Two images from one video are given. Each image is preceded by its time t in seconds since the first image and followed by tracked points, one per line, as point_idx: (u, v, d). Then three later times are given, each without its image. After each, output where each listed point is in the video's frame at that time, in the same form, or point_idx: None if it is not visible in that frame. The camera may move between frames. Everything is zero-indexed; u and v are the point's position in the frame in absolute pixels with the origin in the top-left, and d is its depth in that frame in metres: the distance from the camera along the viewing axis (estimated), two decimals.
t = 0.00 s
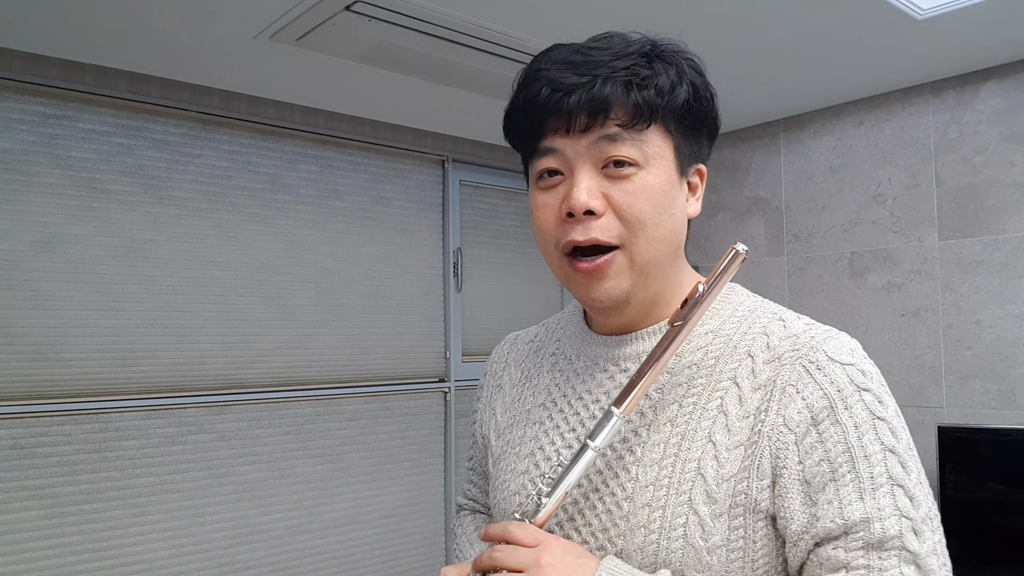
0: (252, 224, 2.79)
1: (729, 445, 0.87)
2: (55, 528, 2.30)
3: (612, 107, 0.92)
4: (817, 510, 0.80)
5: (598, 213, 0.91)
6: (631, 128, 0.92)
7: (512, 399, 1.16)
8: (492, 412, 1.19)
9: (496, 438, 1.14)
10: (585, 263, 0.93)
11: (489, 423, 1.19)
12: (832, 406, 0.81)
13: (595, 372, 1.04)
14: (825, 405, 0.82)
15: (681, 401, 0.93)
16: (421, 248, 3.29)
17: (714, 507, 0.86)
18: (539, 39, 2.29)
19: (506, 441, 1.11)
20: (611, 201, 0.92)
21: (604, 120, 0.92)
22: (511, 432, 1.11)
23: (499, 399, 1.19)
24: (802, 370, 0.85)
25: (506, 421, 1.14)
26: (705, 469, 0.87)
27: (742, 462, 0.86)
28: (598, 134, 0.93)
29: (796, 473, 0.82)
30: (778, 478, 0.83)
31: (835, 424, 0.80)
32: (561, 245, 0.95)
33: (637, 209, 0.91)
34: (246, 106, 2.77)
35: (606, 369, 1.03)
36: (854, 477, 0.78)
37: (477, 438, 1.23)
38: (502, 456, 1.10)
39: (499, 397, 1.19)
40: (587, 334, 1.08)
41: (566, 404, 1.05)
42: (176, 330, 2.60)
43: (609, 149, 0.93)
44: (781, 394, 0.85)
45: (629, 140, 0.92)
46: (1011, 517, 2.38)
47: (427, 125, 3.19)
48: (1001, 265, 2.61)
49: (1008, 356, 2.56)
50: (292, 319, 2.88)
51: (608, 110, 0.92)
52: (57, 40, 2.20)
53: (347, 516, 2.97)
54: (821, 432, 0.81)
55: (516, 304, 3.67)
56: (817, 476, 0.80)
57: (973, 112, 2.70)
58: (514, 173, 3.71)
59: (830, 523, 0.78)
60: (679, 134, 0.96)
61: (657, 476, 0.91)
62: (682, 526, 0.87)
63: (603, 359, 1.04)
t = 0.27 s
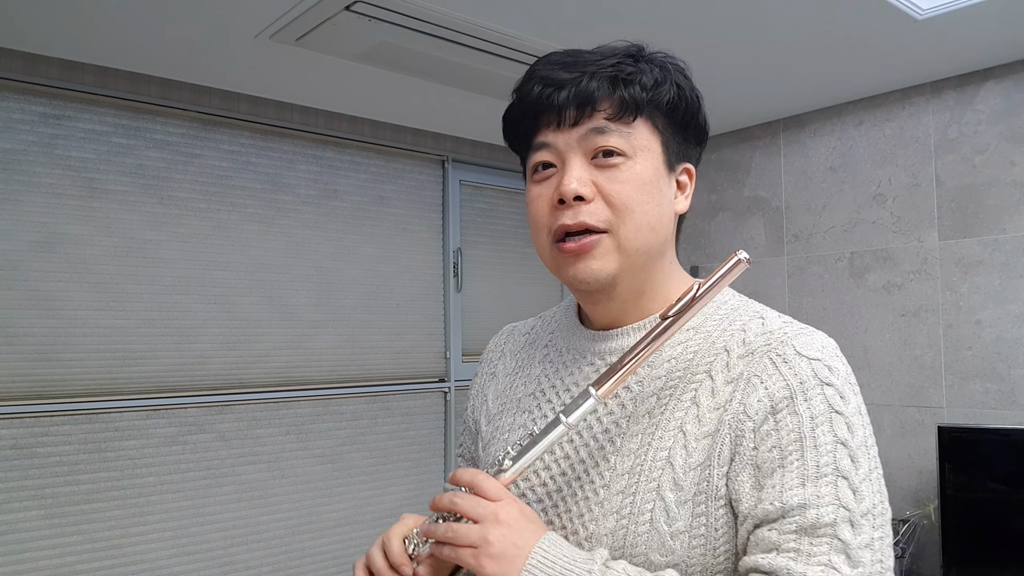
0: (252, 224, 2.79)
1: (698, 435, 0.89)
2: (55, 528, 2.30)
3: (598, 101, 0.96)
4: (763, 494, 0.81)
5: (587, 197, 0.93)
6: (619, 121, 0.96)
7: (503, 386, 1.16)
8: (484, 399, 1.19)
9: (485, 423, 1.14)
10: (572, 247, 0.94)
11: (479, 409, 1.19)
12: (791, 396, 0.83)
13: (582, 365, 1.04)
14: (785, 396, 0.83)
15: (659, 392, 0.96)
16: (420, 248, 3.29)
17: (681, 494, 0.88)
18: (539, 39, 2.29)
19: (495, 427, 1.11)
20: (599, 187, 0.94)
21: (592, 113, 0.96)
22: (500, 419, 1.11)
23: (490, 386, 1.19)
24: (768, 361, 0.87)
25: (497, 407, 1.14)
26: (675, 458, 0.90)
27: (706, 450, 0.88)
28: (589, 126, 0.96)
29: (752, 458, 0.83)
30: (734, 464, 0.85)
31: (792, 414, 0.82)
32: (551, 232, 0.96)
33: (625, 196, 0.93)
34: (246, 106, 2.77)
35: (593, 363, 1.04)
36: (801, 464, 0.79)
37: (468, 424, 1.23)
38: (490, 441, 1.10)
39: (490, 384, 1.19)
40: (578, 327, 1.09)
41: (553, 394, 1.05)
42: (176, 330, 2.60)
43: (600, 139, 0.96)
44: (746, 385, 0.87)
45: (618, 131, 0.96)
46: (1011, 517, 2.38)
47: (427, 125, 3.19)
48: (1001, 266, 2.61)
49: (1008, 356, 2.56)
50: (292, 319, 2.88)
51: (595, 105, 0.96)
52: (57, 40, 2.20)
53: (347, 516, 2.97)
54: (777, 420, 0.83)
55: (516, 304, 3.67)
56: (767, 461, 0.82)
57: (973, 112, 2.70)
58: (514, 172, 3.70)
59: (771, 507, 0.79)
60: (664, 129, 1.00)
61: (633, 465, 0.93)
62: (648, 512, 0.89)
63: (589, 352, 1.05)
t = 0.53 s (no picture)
0: (252, 224, 2.79)
1: (666, 434, 0.90)
2: (55, 528, 2.30)
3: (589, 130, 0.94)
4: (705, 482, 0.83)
5: (580, 223, 0.93)
6: (608, 147, 0.95)
7: (488, 386, 1.15)
8: (468, 398, 1.17)
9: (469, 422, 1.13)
10: (566, 271, 0.93)
11: (463, 408, 1.17)
12: (749, 397, 0.84)
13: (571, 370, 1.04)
14: (743, 397, 0.85)
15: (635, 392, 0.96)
16: (420, 248, 3.29)
17: (653, 489, 0.88)
18: (538, 39, 2.29)
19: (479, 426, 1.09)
20: (592, 212, 0.93)
21: (582, 141, 0.95)
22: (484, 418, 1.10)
23: (475, 385, 1.18)
24: (731, 366, 0.88)
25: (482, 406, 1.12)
26: (646, 455, 0.90)
27: (669, 445, 0.89)
28: (579, 151, 0.95)
29: (705, 451, 0.85)
30: (689, 457, 0.87)
31: (745, 413, 0.84)
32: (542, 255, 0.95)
33: (617, 222, 0.93)
34: (246, 106, 2.77)
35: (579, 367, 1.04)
36: (742, 457, 0.81)
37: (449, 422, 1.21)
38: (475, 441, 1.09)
39: (474, 384, 1.18)
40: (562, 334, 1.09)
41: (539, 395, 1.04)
42: (176, 330, 2.60)
43: (590, 164, 0.95)
44: (709, 386, 0.88)
45: (608, 157, 0.95)
46: (1011, 517, 2.38)
47: (427, 125, 3.19)
48: (1002, 265, 2.61)
49: (1008, 356, 2.56)
50: (292, 319, 2.88)
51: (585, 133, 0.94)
52: (57, 40, 2.20)
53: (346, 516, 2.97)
54: (730, 418, 0.85)
55: (516, 304, 3.67)
56: (714, 452, 0.83)
57: (973, 112, 2.70)
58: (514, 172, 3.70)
59: (707, 493, 0.81)
60: (650, 155, 0.99)
61: (611, 464, 0.93)
62: (625, 506, 0.90)
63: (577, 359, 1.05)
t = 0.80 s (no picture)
0: (252, 224, 2.79)
1: (649, 412, 0.92)
2: (55, 528, 2.30)
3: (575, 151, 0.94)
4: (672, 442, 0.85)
5: (580, 240, 0.93)
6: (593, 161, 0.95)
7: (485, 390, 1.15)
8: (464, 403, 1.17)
9: (467, 424, 1.11)
10: (573, 286, 0.95)
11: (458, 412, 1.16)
12: (725, 368, 0.87)
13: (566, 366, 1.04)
14: (720, 368, 0.87)
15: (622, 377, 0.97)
16: (420, 248, 3.29)
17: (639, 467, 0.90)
18: (539, 40, 2.29)
19: (478, 428, 1.09)
20: (588, 226, 0.94)
21: (570, 161, 0.95)
22: (482, 420, 1.09)
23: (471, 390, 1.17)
24: (713, 347, 0.90)
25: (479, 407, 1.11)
26: (631, 435, 0.92)
27: (652, 422, 0.91)
28: (566, 171, 0.95)
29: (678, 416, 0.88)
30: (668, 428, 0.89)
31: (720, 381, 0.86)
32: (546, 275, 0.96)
33: (614, 232, 0.95)
34: (246, 106, 2.77)
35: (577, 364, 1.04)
36: (710, 416, 0.83)
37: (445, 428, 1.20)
38: (473, 445, 1.09)
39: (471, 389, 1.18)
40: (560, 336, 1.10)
41: (538, 395, 1.04)
42: (176, 330, 2.60)
43: (579, 181, 0.95)
44: (689, 363, 0.91)
45: (595, 171, 0.95)
46: (1011, 517, 2.38)
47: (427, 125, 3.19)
48: (1002, 265, 2.61)
49: (1008, 356, 2.56)
50: (292, 319, 2.88)
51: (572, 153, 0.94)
52: (57, 40, 2.20)
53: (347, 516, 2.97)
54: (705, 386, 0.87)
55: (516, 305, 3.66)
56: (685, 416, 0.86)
57: (973, 112, 2.70)
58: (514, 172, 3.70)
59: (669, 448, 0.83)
60: (630, 162, 1.00)
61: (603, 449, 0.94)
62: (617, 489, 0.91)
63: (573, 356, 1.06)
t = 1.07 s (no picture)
0: (252, 224, 2.79)
1: (650, 411, 0.91)
2: (55, 528, 2.30)
3: (503, 138, 0.96)
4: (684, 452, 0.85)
5: (505, 225, 0.96)
6: (525, 149, 0.96)
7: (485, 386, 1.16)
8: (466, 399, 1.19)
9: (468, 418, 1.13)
10: (506, 270, 0.97)
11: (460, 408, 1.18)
12: (729, 367, 0.87)
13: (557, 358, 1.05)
14: (724, 367, 0.87)
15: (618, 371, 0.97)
16: (420, 249, 3.29)
17: (640, 468, 0.90)
18: (538, 39, 2.29)
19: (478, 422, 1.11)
20: (516, 213, 0.95)
21: (502, 148, 0.97)
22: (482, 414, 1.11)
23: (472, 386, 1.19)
24: (713, 341, 0.91)
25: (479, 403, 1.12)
26: (632, 436, 0.91)
27: (653, 422, 0.90)
28: (502, 158, 0.97)
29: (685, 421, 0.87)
30: (674, 432, 0.88)
31: (727, 382, 0.86)
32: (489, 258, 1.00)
33: (540, 220, 0.94)
34: (246, 106, 2.77)
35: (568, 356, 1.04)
36: (726, 426, 0.83)
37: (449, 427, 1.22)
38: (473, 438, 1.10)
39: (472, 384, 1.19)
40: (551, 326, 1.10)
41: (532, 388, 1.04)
42: (176, 330, 2.60)
43: (512, 169, 0.96)
44: (692, 360, 0.90)
45: (527, 159, 0.95)
46: (1011, 517, 2.38)
47: (426, 125, 3.19)
48: (1002, 266, 2.61)
49: (1008, 357, 2.56)
50: (292, 319, 2.88)
51: (501, 140, 0.96)
52: (57, 40, 2.20)
53: (348, 516, 2.97)
54: (713, 388, 0.86)
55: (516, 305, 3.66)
56: (695, 422, 0.85)
57: (973, 112, 2.70)
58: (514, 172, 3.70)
59: (686, 462, 0.83)
60: (579, 146, 0.96)
61: (599, 446, 0.94)
62: (616, 489, 0.91)
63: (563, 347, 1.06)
